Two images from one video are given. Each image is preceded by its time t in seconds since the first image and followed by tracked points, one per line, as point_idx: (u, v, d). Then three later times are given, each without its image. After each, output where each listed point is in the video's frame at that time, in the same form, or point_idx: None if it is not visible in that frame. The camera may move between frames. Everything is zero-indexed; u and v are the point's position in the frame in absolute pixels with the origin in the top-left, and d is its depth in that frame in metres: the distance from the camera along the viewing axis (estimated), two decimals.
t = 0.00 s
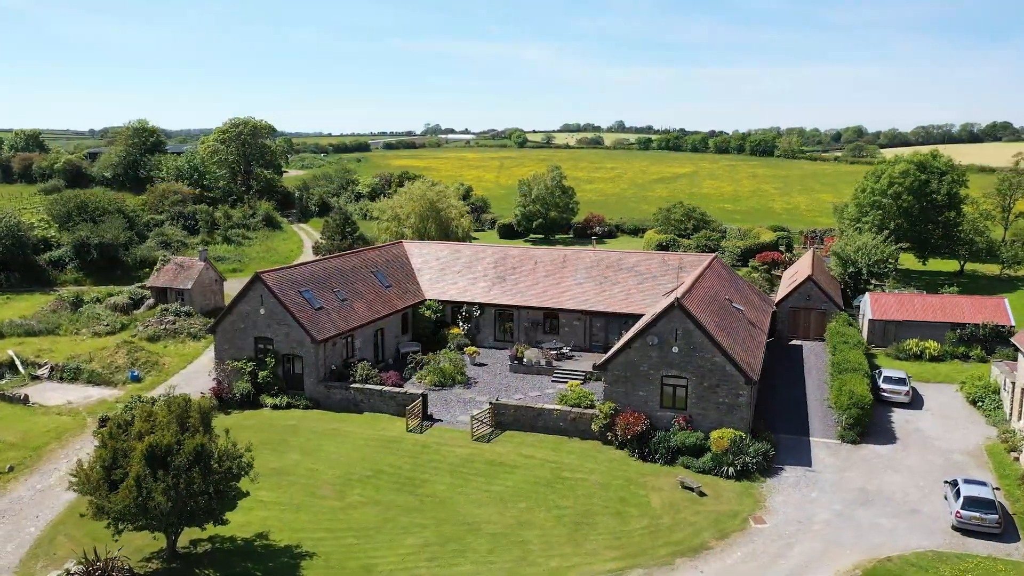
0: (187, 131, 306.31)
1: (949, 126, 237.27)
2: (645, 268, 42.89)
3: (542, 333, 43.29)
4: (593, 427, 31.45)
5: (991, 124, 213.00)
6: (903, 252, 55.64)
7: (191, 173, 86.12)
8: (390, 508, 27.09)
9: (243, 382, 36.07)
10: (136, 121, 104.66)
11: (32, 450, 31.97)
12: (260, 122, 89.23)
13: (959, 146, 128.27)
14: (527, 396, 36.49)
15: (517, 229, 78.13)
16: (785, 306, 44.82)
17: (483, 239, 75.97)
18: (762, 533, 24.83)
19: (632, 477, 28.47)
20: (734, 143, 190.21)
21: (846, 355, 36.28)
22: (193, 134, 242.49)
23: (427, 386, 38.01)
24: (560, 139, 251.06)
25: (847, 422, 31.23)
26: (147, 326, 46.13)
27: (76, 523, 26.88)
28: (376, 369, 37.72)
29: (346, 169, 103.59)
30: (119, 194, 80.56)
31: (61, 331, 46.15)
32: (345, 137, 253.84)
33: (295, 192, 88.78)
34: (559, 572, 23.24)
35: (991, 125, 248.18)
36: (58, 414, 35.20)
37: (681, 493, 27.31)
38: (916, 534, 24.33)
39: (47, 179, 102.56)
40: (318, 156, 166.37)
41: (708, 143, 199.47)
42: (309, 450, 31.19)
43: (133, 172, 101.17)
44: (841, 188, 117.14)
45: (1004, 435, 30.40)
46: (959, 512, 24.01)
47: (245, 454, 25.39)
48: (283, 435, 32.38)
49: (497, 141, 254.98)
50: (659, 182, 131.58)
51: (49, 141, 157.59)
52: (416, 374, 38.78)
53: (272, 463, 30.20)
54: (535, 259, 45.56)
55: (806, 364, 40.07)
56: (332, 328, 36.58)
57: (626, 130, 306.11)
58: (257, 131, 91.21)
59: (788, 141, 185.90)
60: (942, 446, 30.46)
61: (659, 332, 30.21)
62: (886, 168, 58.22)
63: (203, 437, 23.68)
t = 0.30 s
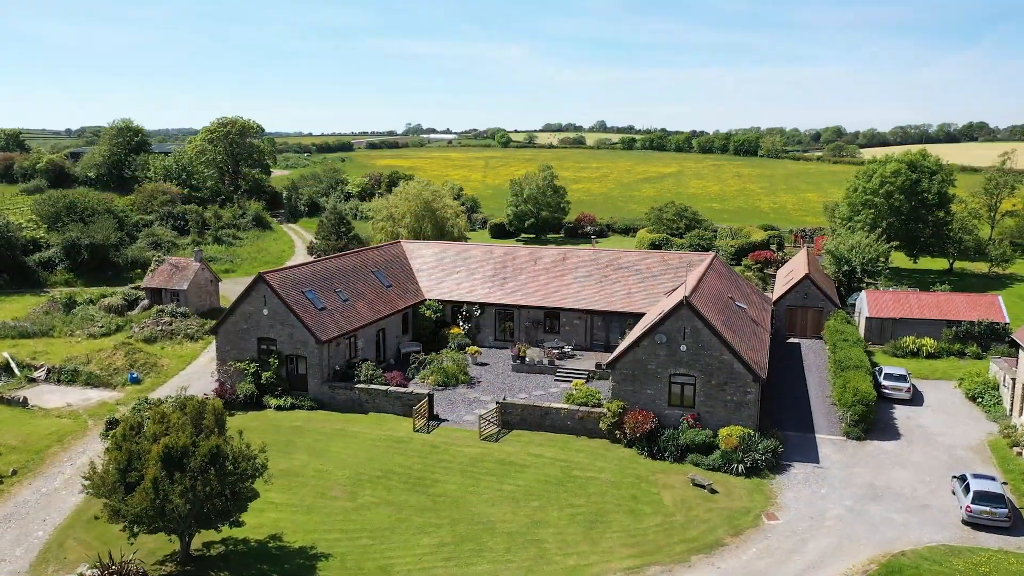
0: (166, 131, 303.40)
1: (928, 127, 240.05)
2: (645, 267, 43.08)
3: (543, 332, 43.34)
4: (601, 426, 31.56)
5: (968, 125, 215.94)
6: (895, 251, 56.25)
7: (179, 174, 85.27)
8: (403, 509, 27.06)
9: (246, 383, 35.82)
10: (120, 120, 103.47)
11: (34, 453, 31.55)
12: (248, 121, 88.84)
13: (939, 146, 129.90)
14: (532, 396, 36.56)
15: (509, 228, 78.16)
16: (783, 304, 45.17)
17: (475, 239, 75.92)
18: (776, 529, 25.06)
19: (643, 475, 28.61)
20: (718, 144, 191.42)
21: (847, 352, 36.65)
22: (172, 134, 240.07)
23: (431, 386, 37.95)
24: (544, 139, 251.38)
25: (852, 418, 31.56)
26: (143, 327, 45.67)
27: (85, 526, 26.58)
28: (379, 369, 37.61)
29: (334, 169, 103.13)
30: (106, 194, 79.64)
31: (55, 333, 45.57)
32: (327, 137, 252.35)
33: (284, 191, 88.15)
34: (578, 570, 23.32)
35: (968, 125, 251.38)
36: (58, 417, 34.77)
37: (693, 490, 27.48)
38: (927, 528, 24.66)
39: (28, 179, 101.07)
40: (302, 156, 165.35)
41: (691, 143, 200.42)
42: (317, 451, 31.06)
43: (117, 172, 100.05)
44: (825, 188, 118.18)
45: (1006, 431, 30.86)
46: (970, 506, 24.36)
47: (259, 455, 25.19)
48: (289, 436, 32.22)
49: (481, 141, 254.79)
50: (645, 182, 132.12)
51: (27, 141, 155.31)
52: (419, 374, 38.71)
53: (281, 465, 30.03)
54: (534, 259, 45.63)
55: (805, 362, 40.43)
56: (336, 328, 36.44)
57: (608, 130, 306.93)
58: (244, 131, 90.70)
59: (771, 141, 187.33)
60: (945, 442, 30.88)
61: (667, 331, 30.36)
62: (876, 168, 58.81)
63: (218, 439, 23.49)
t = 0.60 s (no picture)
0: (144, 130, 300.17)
1: (906, 127, 242.94)
2: (645, 266, 43.26)
3: (544, 331, 43.40)
4: (609, 424, 31.68)
5: (945, 125, 218.92)
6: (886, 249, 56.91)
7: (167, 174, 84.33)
8: (416, 508, 27.02)
9: (249, 384, 35.56)
10: (103, 119, 102.14)
11: (36, 457, 31.13)
12: (235, 121, 88.32)
13: (919, 147, 131.63)
14: (536, 395, 36.63)
15: (500, 228, 78.21)
16: (780, 303, 45.54)
17: (466, 239, 75.86)
18: (789, 525, 25.28)
19: (654, 473, 28.74)
20: (701, 144, 192.56)
21: (847, 350, 37.03)
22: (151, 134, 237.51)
23: (434, 386, 37.91)
24: (527, 139, 251.58)
25: (856, 415, 31.90)
26: (138, 328, 45.20)
27: (94, 529, 26.28)
28: (382, 369, 37.48)
29: (321, 168, 102.64)
30: (92, 194, 78.67)
31: (48, 334, 44.96)
32: (309, 136, 250.64)
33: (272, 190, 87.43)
34: (596, 568, 23.42)
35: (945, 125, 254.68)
36: (58, 420, 34.32)
37: (704, 487, 27.66)
38: (937, 522, 24.98)
39: (8, 179, 99.45)
40: (285, 156, 164.26)
41: (674, 142, 201.34)
42: (325, 451, 30.90)
43: (100, 172, 98.82)
44: (809, 187, 119.28)
45: (1007, 426, 31.35)
46: (979, 500, 24.71)
47: (272, 456, 24.99)
48: (296, 437, 32.02)
49: (464, 141, 254.43)
50: (631, 182, 132.72)
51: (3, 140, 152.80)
52: (422, 374, 38.64)
53: (289, 465, 29.86)
54: (533, 258, 45.68)
55: (805, 359, 40.79)
56: (339, 328, 36.28)
57: (590, 130, 307.67)
58: (231, 130, 90.04)
59: (753, 141, 188.80)
60: (948, 437, 31.31)
61: (675, 329, 30.52)
62: (867, 167, 59.42)
63: (233, 440, 23.29)
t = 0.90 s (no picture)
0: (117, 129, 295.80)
1: (881, 127, 246.02)
2: (644, 265, 43.48)
3: (544, 330, 43.48)
4: (618, 422, 31.84)
5: (919, 125, 222.11)
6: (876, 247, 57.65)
7: (152, 174, 83.23)
8: (431, 508, 26.99)
9: (253, 386, 35.29)
10: (84, 118, 100.63)
11: (40, 461, 30.69)
12: (220, 120, 87.43)
13: (898, 147, 133.42)
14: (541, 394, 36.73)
15: (489, 228, 78.21)
16: (776, 301, 45.95)
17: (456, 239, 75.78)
18: (804, 520, 25.56)
19: (665, 470, 28.94)
20: (681, 143, 193.61)
21: (848, 347, 37.49)
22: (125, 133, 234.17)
23: (438, 385, 37.86)
24: (508, 139, 251.61)
25: (860, 411, 32.31)
26: (133, 330, 44.64)
27: (105, 533, 25.95)
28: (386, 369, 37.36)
29: (306, 168, 101.98)
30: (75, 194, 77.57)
31: (41, 337, 44.28)
32: (287, 136, 248.59)
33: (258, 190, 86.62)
34: (616, 566, 23.54)
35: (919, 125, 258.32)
36: (59, 423, 33.84)
37: (716, 484, 27.89)
38: (948, 516, 25.39)
39: None
40: (266, 155, 162.89)
41: (655, 142, 202.26)
42: (334, 453, 30.77)
43: (81, 172, 97.32)
44: (791, 186, 120.44)
45: (1008, 420, 31.90)
46: (989, 494, 25.14)
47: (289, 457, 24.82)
48: (304, 438, 31.84)
49: (443, 141, 253.79)
50: (615, 181, 133.21)
51: None
52: (425, 374, 38.58)
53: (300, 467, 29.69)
54: (532, 257, 45.76)
55: (803, 356, 41.23)
56: (343, 329, 36.12)
57: (569, 130, 308.35)
58: (217, 130, 89.15)
59: (733, 141, 190.27)
60: (950, 432, 31.80)
61: (683, 327, 30.74)
62: (857, 167, 60.15)
63: (252, 441, 23.12)
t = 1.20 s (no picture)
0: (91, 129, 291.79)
1: (856, 128, 249.06)
2: (643, 265, 43.70)
3: (544, 330, 43.53)
4: (626, 421, 31.99)
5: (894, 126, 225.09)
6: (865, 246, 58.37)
7: (136, 174, 82.09)
8: (445, 509, 26.95)
9: (256, 388, 35.00)
10: (63, 118, 99.12)
11: (42, 465, 30.20)
12: (205, 119, 86.54)
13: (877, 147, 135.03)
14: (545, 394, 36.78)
15: (479, 228, 78.19)
16: (772, 300, 46.31)
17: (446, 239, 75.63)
18: (816, 516, 25.84)
19: (676, 468, 29.12)
20: (662, 143, 194.43)
21: (847, 344, 37.93)
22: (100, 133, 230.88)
23: (441, 386, 37.79)
24: (488, 139, 251.44)
25: (864, 407, 32.73)
26: (128, 332, 44.04)
27: (116, 538, 25.60)
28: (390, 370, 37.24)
29: (291, 168, 101.26)
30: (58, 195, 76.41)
31: (33, 339, 43.55)
32: (265, 135, 246.38)
33: (243, 190, 85.71)
34: (636, 564, 23.66)
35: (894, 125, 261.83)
36: (59, 427, 33.33)
37: (728, 481, 28.10)
38: (957, 510, 25.79)
39: None
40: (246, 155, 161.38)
41: (635, 142, 203.05)
42: (343, 454, 30.61)
43: (60, 172, 95.79)
44: (772, 186, 121.53)
45: (1008, 416, 32.43)
46: (998, 488, 25.54)
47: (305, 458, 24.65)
48: (312, 439, 31.65)
49: (423, 141, 252.94)
50: (599, 181, 133.59)
51: None
52: (428, 374, 38.49)
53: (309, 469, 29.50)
54: (531, 257, 45.81)
55: (802, 354, 41.64)
56: (347, 329, 35.94)
57: (548, 131, 308.78)
58: (201, 129, 88.23)
59: (713, 142, 191.58)
60: (952, 428, 32.29)
61: (691, 326, 30.94)
62: (846, 166, 60.88)
63: (270, 442, 22.98)
